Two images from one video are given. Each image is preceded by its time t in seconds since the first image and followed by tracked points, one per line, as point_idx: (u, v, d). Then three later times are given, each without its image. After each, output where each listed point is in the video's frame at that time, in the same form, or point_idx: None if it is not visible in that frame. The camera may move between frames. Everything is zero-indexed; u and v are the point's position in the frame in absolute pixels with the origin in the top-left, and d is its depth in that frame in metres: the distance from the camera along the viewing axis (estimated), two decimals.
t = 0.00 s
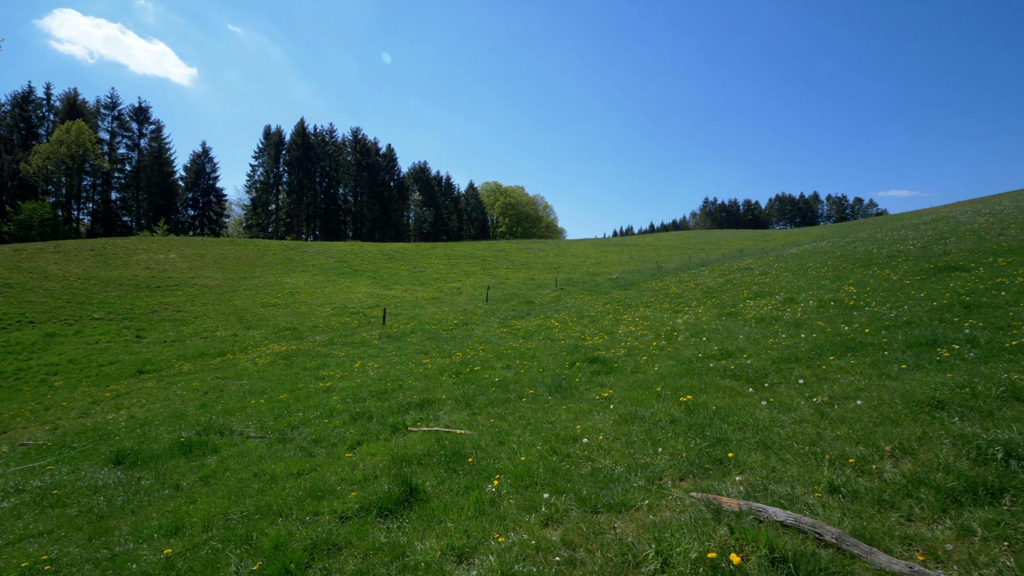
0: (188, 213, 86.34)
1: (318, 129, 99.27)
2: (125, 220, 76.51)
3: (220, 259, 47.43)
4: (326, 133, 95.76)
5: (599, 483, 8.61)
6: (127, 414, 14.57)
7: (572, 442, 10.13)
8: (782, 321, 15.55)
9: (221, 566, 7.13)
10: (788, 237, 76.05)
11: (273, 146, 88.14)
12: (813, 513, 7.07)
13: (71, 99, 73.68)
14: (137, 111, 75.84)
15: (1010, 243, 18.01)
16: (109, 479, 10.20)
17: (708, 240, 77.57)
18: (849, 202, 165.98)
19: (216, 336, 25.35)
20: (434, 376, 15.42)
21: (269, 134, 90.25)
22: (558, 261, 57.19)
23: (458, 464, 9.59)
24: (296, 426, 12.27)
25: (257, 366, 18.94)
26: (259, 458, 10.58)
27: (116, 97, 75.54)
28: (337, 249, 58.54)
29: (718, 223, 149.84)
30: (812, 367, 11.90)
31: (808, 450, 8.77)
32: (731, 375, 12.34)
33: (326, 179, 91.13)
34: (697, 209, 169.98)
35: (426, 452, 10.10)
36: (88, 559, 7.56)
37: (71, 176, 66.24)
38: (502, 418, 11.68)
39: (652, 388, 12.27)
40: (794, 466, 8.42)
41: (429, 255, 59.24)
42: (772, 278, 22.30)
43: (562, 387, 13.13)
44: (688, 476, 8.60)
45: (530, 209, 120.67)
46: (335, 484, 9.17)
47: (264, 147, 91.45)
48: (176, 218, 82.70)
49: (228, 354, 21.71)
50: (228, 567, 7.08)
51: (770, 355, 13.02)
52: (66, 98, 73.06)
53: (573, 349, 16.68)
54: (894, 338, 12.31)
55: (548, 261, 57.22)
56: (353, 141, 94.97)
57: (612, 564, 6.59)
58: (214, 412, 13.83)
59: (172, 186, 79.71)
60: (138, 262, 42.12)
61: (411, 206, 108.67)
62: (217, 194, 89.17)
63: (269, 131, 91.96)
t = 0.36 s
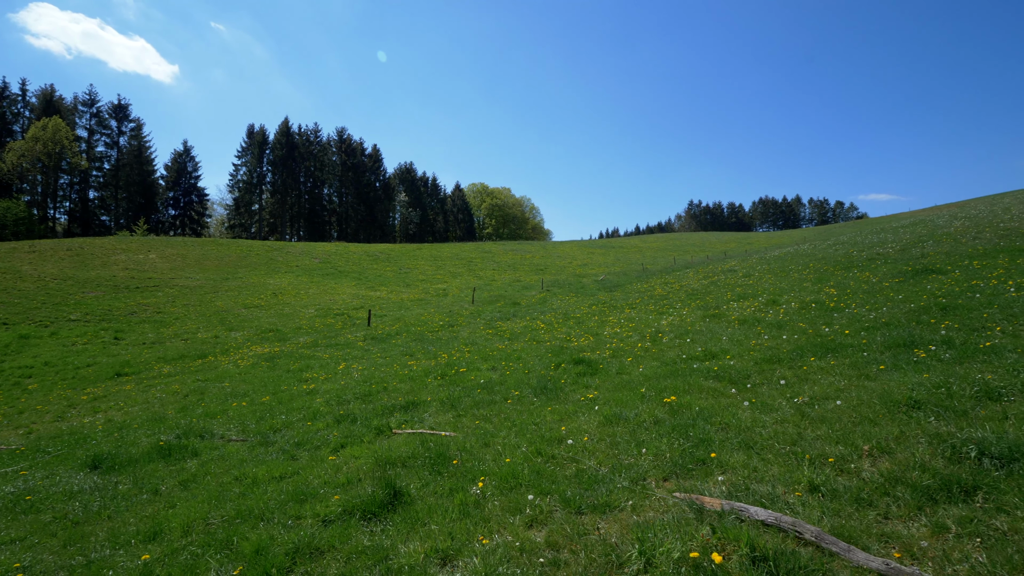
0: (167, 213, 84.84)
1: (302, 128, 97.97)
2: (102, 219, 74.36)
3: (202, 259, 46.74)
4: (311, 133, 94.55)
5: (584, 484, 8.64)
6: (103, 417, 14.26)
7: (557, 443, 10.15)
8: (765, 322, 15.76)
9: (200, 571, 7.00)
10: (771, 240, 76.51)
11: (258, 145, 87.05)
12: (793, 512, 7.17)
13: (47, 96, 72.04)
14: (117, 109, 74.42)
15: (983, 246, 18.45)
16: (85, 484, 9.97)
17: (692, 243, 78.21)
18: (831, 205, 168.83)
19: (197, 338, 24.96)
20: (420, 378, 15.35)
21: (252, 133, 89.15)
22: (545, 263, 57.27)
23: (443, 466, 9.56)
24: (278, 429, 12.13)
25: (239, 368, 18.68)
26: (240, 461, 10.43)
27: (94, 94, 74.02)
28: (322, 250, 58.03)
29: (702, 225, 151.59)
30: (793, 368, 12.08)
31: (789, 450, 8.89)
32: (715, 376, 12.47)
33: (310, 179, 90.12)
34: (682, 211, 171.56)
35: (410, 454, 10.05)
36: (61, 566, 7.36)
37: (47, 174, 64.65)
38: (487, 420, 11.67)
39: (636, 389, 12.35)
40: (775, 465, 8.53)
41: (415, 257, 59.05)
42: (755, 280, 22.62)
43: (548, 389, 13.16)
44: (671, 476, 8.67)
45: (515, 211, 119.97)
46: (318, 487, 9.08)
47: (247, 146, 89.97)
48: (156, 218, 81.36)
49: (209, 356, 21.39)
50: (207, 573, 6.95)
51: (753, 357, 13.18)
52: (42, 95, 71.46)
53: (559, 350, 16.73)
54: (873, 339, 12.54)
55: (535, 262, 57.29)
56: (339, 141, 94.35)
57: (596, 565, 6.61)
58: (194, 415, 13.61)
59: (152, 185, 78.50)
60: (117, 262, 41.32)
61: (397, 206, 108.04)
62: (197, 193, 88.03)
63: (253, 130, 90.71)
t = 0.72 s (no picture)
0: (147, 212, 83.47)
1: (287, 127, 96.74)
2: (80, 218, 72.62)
3: (183, 259, 46.01)
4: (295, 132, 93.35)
5: (569, 484, 8.67)
6: (79, 420, 13.95)
7: (542, 444, 10.17)
8: (748, 323, 15.97)
9: None
10: (751, 242, 77.94)
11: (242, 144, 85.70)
12: (774, 510, 7.27)
13: (22, 91, 70.25)
14: (95, 105, 72.88)
15: (960, 249, 18.85)
16: (60, 489, 9.74)
17: (676, 244, 78.79)
18: (813, 207, 171.38)
19: (178, 339, 24.56)
20: (405, 379, 15.28)
21: (235, 132, 87.92)
22: (531, 264, 57.36)
23: (428, 468, 9.52)
24: (261, 432, 11.99)
25: (220, 370, 18.43)
26: (222, 464, 10.29)
27: (72, 90, 72.37)
28: (306, 250, 57.51)
29: (687, 227, 153.21)
30: (775, 369, 12.26)
31: (771, 449, 9.02)
32: (698, 376, 12.61)
33: (295, 178, 88.51)
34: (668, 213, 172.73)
35: (395, 456, 9.99)
36: (34, 573, 7.16)
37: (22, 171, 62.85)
38: (472, 421, 11.66)
39: (621, 390, 12.42)
40: (757, 465, 8.65)
41: (401, 257, 58.83)
42: (739, 281, 22.90)
43: (533, 390, 13.19)
44: (655, 476, 8.74)
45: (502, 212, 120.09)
46: (301, 489, 8.99)
47: (229, 145, 88.54)
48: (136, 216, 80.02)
49: (190, 358, 21.06)
50: None
51: (736, 357, 13.35)
52: (17, 90, 69.69)
53: (545, 351, 16.77)
54: (853, 340, 12.77)
55: (521, 263, 57.35)
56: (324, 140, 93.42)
57: (580, 565, 6.63)
58: (174, 418, 13.39)
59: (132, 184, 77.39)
60: (95, 262, 40.52)
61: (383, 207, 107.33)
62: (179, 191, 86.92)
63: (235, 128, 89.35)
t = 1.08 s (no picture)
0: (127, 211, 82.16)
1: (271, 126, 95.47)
2: (56, 215, 70.07)
3: (163, 259, 45.26)
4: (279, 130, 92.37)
5: (553, 485, 8.69)
6: (54, 424, 13.63)
7: (527, 445, 10.19)
8: (731, 324, 16.17)
9: None
10: (732, 244, 79.26)
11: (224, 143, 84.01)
12: (755, 509, 7.36)
13: None
14: (73, 101, 71.34)
15: (937, 252, 19.26)
16: (33, 494, 9.49)
17: (661, 246, 79.29)
18: (794, 210, 173.67)
19: (158, 341, 24.14)
20: (390, 380, 15.20)
21: (218, 130, 86.55)
22: (517, 265, 57.49)
23: (412, 470, 9.48)
24: (243, 434, 11.84)
25: (202, 372, 18.16)
26: (202, 468, 10.14)
27: (48, 86, 70.69)
28: (291, 250, 56.97)
29: (672, 229, 154.94)
30: (757, 369, 12.42)
31: (753, 448, 9.13)
32: (682, 377, 12.73)
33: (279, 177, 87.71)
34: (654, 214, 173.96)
35: (379, 458, 9.93)
36: None
37: None
38: (458, 422, 11.64)
39: (606, 390, 12.50)
40: (739, 464, 8.76)
41: (387, 258, 58.59)
42: (723, 283, 23.17)
43: (519, 390, 13.21)
44: (639, 476, 8.80)
45: (489, 213, 120.57)
46: (284, 492, 8.89)
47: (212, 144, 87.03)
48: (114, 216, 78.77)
49: (170, 359, 20.71)
50: None
51: (719, 357, 13.51)
52: None
53: (531, 352, 16.81)
54: (833, 341, 12.99)
55: (507, 264, 57.46)
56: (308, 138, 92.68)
57: (563, 566, 6.65)
58: (154, 421, 13.16)
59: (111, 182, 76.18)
60: (72, 262, 39.67)
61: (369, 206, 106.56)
62: (159, 189, 86.11)
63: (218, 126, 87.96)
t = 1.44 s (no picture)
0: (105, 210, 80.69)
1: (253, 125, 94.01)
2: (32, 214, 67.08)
3: (142, 260, 44.41)
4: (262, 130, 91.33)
5: (538, 486, 8.70)
6: (26, 428, 13.26)
7: (512, 447, 10.20)
8: (715, 325, 16.35)
9: None
10: (715, 246, 80.03)
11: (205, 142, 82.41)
12: (736, 509, 7.45)
13: None
14: (49, 98, 69.72)
15: (913, 255, 19.68)
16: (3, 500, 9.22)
17: (647, 248, 79.80)
18: (778, 214, 176.24)
19: (136, 343, 23.67)
20: (374, 382, 15.09)
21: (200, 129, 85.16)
22: (503, 266, 57.51)
23: (396, 472, 9.43)
24: (224, 438, 11.67)
25: (181, 374, 17.85)
26: (181, 472, 9.97)
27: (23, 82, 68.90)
28: (274, 251, 56.30)
29: (658, 231, 156.01)
30: (740, 370, 12.58)
31: (735, 449, 9.24)
32: (666, 378, 12.83)
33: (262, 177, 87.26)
34: (640, 216, 175.27)
35: (362, 461, 9.86)
36: None
37: None
38: (442, 425, 11.60)
39: (591, 392, 12.56)
40: (721, 464, 8.86)
41: (372, 259, 58.21)
42: (706, 284, 23.41)
43: (504, 392, 13.21)
44: (622, 477, 8.86)
45: (475, 214, 120.02)
46: (265, 497, 8.77)
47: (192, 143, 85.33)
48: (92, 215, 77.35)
49: (149, 362, 20.33)
50: None
51: (703, 359, 13.65)
52: None
53: (516, 353, 16.81)
54: (813, 342, 13.21)
55: (493, 265, 57.45)
56: (292, 138, 91.66)
57: (547, 568, 6.66)
58: (130, 425, 12.90)
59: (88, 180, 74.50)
60: (47, 262, 38.74)
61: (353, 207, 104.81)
62: (138, 189, 85.19)
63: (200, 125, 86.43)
